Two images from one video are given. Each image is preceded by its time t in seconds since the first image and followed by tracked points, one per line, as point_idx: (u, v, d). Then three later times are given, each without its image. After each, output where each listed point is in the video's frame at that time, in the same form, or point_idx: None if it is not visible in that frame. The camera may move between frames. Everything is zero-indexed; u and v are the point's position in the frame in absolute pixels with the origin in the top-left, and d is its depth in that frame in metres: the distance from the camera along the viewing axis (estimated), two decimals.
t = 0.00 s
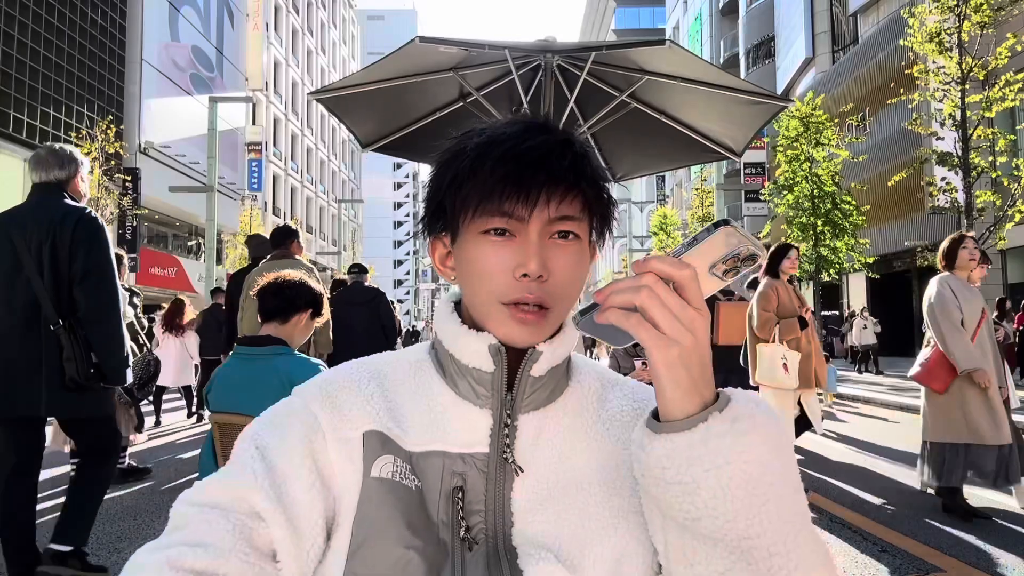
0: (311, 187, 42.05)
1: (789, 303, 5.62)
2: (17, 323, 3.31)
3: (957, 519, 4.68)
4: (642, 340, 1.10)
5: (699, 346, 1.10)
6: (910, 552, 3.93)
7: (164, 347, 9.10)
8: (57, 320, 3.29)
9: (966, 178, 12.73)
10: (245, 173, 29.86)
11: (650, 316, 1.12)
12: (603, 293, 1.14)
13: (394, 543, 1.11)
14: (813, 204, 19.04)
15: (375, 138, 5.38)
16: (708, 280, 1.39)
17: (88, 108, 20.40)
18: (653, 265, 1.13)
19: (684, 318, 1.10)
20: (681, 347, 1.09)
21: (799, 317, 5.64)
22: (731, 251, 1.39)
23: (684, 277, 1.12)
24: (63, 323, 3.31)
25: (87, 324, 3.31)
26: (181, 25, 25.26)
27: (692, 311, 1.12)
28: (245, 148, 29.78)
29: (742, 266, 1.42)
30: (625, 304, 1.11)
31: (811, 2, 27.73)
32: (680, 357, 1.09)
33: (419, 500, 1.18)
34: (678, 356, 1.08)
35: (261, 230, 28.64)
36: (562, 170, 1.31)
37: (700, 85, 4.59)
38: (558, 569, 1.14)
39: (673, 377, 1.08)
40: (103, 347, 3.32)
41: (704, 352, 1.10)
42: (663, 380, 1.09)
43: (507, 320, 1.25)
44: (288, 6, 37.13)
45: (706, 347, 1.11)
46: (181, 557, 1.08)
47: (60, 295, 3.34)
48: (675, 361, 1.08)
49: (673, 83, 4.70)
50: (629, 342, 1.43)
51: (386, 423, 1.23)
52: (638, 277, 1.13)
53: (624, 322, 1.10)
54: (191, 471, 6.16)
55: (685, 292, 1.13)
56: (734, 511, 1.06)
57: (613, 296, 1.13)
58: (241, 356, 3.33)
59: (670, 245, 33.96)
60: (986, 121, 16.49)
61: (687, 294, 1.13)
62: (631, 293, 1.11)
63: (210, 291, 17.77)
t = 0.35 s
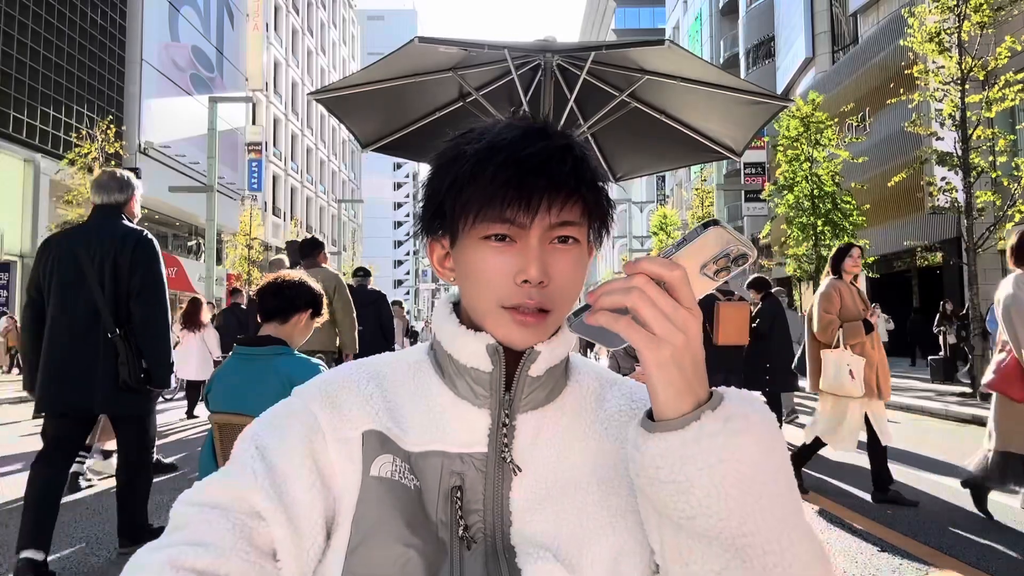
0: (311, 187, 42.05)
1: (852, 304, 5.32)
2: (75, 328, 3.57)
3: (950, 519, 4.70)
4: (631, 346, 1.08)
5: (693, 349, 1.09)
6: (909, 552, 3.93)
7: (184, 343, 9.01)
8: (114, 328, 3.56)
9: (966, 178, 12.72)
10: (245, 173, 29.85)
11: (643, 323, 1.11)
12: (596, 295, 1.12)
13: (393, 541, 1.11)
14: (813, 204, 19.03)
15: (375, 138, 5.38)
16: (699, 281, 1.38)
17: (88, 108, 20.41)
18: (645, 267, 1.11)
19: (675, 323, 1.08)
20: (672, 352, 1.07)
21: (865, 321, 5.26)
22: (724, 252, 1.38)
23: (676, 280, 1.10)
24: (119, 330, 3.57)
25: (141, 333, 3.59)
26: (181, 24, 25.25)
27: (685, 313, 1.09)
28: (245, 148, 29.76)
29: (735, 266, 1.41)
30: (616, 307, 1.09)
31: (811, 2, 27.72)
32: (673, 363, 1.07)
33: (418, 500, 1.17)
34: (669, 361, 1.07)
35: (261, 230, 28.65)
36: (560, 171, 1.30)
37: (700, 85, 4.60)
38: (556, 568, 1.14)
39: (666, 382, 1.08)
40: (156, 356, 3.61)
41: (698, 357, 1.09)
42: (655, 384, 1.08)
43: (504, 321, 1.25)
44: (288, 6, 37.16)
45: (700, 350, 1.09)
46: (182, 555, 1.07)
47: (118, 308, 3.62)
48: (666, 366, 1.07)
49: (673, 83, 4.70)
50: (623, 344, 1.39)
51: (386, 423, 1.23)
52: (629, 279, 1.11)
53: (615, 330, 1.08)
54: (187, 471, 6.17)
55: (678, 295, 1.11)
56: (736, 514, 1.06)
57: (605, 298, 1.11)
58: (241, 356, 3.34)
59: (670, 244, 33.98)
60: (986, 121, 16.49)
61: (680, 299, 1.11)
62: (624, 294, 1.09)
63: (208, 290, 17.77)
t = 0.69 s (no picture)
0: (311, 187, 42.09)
1: (910, 302, 5.15)
2: (129, 324, 4.05)
3: (951, 518, 4.70)
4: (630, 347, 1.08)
5: (692, 349, 1.08)
6: (908, 552, 3.93)
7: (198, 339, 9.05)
8: (163, 322, 4.04)
9: (966, 179, 12.72)
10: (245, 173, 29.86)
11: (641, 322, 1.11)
12: (595, 293, 1.12)
13: (394, 539, 1.11)
14: (813, 204, 19.04)
15: (376, 138, 5.39)
16: (700, 281, 1.37)
17: (89, 108, 20.42)
18: (644, 266, 1.10)
19: (674, 321, 1.08)
20: (671, 352, 1.07)
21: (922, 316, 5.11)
22: (728, 253, 1.37)
23: (677, 281, 1.10)
24: (168, 324, 4.06)
25: (186, 326, 4.06)
26: (181, 24, 25.27)
27: (686, 313, 1.08)
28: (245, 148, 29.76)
29: (738, 267, 1.40)
30: (615, 307, 1.09)
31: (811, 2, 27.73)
32: (671, 362, 1.06)
33: (419, 497, 1.18)
34: (668, 360, 1.07)
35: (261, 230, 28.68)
36: (558, 168, 1.31)
37: (700, 85, 4.60)
38: (556, 567, 1.14)
39: (664, 382, 1.07)
40: (200, 345, 4.05)
41: (697, 356, 1.08)
42: (655, 385, 1.08)
43: (505, 316, 1.25)
44: (288, 6, 37.18)
45: (699, 348, 1.09)
46: (184, 555, 1.07)
47: (165, 304, 4.10)
48: (666, 366, 1.06)
49: (674, 83, 4.69)
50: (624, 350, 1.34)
51: (386, 421, 1.23)
52: (629, 279, 1.10)
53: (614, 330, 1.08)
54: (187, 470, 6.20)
55: (678, 294, 1.10)
56: (735, 513, 1.06)
57: (604, 298, 1.11)
58: (241, 356, 3.33)
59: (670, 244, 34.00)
60: (986, 121, 16.50)
61: (680, 298, 1.10)
62: (622, 295, 1.09)
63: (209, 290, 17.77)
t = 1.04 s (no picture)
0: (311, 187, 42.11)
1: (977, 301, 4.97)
2: (152, 329, 4.40)
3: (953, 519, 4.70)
4: (623, 349, 1.08)
5: (688, 351, 1.08)
6: (908, 552, 3.92)
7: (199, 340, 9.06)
8: (185, 328, 4.40)
9: (966, 178, 12.72)
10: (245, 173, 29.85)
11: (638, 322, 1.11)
12: (589, 295, 1.12)
13: (392, 538, 1.11)
14: (813, 204, 19.03)
15: (376, 138, 5.39)
16: (694, 282, 1.37)
17: (88, 108, 20.42)
18: (639, 268, 1.10)
19: (670, 321, 1.07)
20: (666, 353, 1.07)
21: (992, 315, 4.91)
22: (721, 255, 1.37)
23: (670, 283, 1.09)
24: (189, 330, 4.42)
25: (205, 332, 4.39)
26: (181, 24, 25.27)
27: (681, 315, 1.08)
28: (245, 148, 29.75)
29: (732, 268, 1.40)
30: (609, 308, 1.09)
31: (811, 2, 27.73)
32: (668, 363, 1.06)
33: (415, 496, 1.18)
34: (664, 362, 1.06)
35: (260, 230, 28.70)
36: (554, 166, 1.31)
37: (700, 84, 4.60)
38: (555, 566, 1.14)
39: (660, 383, 1.07)
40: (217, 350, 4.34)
41: (691, 357, 1.08)
42: (650, 387, 1.07)
43: (507, 314, 1.25)
44: (287, 6, 37.19)
45: (693, 349, 1.09)
46: (181, 555, 1.07)
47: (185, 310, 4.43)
48: (660, 368, 1.06)
49: (673, 83, 4.70)
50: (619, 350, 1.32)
51: (382, 419, 1.23)
52: (620, 280, 1.10)
53: (607, 334, 1.08)
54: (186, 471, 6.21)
55: (671, 295, 1.10)
56: (732, 513, 1.06)
57: (600, 298, 1.10)
58: (241, 355, 3.34)
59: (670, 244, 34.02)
60: (986, 121, 16.50)
61: (673, 299, 1.10)
62: (616, 296, 1.08)
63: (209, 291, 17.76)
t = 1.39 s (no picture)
0: (311, 188, 42.11)
1: None
2: (175, 328, 4.72)
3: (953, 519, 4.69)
4: (624, 350, 1.07)
5: (688, 351, 1.08)
6: (909, 552, 3.92)
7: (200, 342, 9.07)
8: (204, 326, 4.68)
9: (966, 179, 12.72)
10: (245, 173, 29.85)
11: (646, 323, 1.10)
12: (592, 296, 1.11)
13: (391, 538, 1.11)
14: (813, 204, 19.03)
15: (376, 139, 5.39)
16: (692, 282, 1.36)
17: (88, 108, 20.42)
18: (637, 269, 1.10)
19: (671, 321, 1.07)
20: (669, 354, 1.06)
21: None
22: (721, 254, 1.36)
23: (667, 282, 1.09)
24: (209, 328, 4.70)
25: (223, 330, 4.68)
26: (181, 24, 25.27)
27: (680, 316, 1.08)
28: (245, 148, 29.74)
29: (732, 267, 1.39)
30: (608, 310, 1.08)
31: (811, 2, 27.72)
32: (674, 364, 1.06)
33: (414, 494, 1.18)
34: (667, 363, 1.06)
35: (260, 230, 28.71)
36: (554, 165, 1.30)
37: (700, 85, 4.60)
38: (554, 566, 1.14)
39: (662, 383, 1.07)
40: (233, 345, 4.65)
41: (693, 356, 1.08)
42: (650, 385, 1.07)
43: (510, 315, 1.24)
44: (287, 6, 37.19)
45: (694, 349, 1.08)
46: (180, 555, 1.07)
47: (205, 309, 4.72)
48: (659, 368, 1.06)
49: (674, 83, 4.69)
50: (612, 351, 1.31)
51: (380, 418, 1.23)
52: (619, 280, 1.10)
53: (609, 333, 1.07)
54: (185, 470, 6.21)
55: (670, 295, 1.10)
56: (735, 513, 1.06)
57: (603, 300, 1.10)
58: (240, 355, 3.34)
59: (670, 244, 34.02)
60: (986, 121, 16.49)
61: (671, 299, 1.10)
62: (615, 297, 1.08)
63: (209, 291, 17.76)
